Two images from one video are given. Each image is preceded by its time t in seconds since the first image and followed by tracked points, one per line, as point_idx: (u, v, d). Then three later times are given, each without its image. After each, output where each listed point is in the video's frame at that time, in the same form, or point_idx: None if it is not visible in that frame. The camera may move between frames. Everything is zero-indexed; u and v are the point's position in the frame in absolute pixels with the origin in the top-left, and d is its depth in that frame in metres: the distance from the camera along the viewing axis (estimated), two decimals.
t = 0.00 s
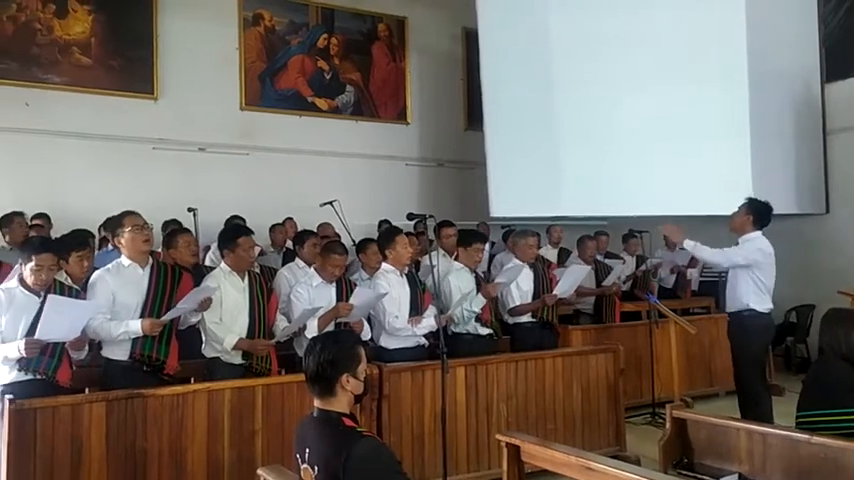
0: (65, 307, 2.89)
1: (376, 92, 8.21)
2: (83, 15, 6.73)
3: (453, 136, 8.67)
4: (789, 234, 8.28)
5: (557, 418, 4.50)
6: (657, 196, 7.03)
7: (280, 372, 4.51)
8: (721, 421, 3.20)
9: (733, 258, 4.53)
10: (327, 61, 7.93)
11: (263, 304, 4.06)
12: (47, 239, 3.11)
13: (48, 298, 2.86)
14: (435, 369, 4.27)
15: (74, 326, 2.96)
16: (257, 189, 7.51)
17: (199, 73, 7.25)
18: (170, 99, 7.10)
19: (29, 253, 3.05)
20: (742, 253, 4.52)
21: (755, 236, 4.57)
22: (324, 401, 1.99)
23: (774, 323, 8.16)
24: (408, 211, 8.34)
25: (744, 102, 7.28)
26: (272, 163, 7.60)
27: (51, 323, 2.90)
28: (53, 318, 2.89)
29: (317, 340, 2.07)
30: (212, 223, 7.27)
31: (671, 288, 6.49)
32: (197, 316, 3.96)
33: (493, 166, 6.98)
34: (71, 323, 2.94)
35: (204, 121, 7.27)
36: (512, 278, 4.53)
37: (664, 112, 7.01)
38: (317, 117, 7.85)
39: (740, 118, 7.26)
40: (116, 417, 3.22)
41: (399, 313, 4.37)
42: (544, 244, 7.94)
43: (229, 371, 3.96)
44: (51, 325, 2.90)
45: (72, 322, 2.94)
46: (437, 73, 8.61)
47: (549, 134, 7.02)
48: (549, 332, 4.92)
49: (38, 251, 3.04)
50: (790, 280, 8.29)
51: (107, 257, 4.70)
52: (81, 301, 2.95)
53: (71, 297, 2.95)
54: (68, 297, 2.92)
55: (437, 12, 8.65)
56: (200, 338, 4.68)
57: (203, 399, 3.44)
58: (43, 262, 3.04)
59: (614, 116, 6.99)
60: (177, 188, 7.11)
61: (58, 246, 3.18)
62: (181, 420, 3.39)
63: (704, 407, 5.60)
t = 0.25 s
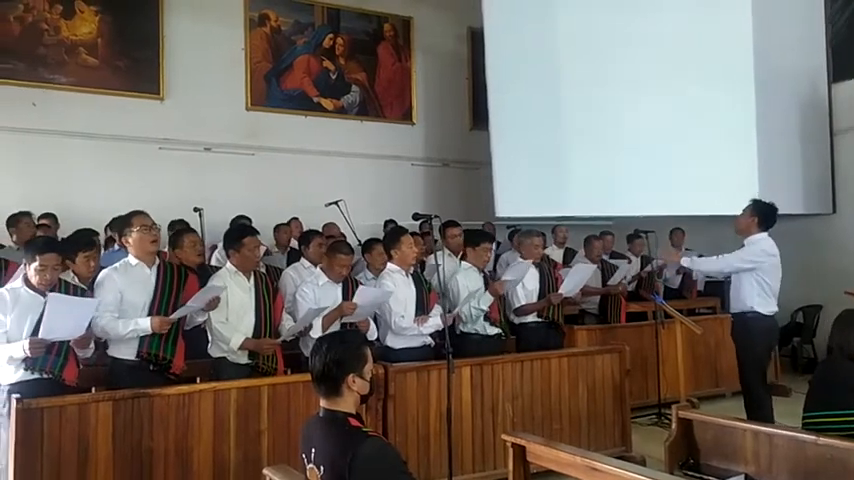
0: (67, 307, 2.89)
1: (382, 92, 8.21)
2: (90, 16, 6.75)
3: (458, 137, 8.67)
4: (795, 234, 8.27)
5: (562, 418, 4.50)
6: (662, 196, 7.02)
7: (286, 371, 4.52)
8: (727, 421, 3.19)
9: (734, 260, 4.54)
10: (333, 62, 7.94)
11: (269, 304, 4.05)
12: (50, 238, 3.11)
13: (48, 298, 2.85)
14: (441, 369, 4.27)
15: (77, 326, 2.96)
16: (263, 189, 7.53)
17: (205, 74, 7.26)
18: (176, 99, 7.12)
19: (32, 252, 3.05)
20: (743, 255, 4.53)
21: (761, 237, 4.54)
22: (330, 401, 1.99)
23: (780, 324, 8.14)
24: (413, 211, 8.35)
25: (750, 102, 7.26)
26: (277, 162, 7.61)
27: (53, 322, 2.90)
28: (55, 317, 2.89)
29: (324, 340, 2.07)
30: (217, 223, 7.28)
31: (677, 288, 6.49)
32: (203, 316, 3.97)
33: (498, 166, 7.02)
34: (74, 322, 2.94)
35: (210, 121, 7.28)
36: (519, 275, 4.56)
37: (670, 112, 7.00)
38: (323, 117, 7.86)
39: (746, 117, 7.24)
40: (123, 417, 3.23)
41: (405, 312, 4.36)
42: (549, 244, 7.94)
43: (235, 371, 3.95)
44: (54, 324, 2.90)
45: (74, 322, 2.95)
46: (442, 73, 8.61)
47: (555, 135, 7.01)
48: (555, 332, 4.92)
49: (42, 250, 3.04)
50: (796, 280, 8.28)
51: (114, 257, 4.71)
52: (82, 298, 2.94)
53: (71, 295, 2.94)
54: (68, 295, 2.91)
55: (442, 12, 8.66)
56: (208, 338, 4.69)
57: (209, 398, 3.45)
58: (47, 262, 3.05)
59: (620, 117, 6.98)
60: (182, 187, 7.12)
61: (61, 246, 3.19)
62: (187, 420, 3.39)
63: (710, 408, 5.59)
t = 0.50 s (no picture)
0: (71, 305, 2.90)
1: (386, 92, 8.22)
2: (95, 16, 6.76)
3: (462, 137, 8.67)
4: (799, 235, 8.25)
5: (566, 419, 4.50)
6: (666, 196, 7.01)
7: (290, 371, 4.52)
8: (731, 422, 3.19)
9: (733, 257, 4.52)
10: (337, 62, 7.95)
11: (272, 304, 4.04)
12: (53, 238, 3.12)
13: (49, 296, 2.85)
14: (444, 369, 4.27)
15: (81, 325, 2.97)
16: (267, 189, 7.54)
17: (210, 74, 7.27)
18: (180, 99, 7.13)
19: (36, 252, 3.06)
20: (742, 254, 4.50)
21: (760, 236, 4.51)
22: (334, 401, 1.98)
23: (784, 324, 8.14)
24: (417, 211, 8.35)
25: (755, 102, 7.24)
26: (282, 162, 7.61)
27: (56, 321, 2.90)
28: (58, 316, 2.89)
29: (328, 340, 2.07)
30: (222, 223, 7.29)
31: (681, 288, 6.49)
32: (207, 316, 3.97)
33: (502, 166, 6.99)
34: (77, 319, 2.95)
35: (214, 121, 7.29)
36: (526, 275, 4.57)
37: (674, 112, 6.99)
38: (327, 117, 7.86)
39: (751, 117, 7.23)
40: (127, 417, 3.24)
41: (408, 312, 4.37)
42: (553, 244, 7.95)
43: (239, 371, 3.95)
44: (56, 322, 2.91)
45: (78, 321, 2.95)
46: (446, 73, 8.61)
47: (559, 135, 7.01)
48: (559, 333, 4.92)
49: (46, 250, 3.05)
50: (800, 281, 8.26)
51: (118, 256, 4.72)
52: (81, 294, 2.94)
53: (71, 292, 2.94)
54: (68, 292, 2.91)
55: (446, 12, 8.66)
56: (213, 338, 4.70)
57: (213, 398, 3.45)
58: (51, 262, 3.06)
59: (624, 117, 6.98)
60: (187, 187, 7.14)
61: (64, 245, 3.20)
62: (191, 420, 3.40)
63: (713, 409, 5.59)
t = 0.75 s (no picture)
0: (78, 305, 2.91)
1: (390, 92, 8.22)
2: (100, 16, 6.78)
3: (466, 137, 8.67)
4: (804, 235, 8.23)
5: (570, 419, 4.49)
6: (671, 196, 6.99)
7: (294, 371, 4.52)
8: (736, 423, 3.17)
9: (739, 263, 4.49)
10: (341, 62, 7.95)
11: (276, 305, 4.02)
12: (58, 238, 3.13)
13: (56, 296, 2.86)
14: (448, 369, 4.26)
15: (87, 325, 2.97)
16: (271, 189, 7.54)
17: (214, 74, 7.28)
18: (185, 99, 7.14)
19: (42, 252, 3.07)
20: (749, 258, 4.47)
21: (763, 238, 4.48)
22: (338, 401, 1.95)
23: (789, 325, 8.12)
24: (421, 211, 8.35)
25: (760, 102, 7.22)
26: (286, 162, 7.62)
27: (62, 320, 2.90)
28: (64, 315, 2.90)
29: (332, 340, 2.02)
30: (226, 222, 7.30)
31: (686, 289, 6.49)
32: (211, 316, 3.96)
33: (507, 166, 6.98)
34: (82, 319, 2.95)
35: (219, 121, 7.30)
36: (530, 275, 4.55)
37: (679, 112, 6.97)
38: (331, 117, 7.87)
39: (756, 117, 7.21)
40: (132, 417, 3.24)
41: (413, 313, 4.37)
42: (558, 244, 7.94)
43: (244, 371, 3.95)
44: (63, 322, 2.91)
45: (85, 320, 2.96)
46: (451, 72, 8.60)
47: (563, 135, 7.00)
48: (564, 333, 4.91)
49: (51, 250, 3.06)
50: (806, 281, 8.24)
51: (123, 257, 4.73)
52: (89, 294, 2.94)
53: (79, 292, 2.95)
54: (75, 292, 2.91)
55: (450, 12, 8.65)
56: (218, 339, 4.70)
57: (217, 398, 3.45)
58: (57, 261, 3.07)
59: (629, 117, 6.97)
60: (191, 187, 7.14)
61: (69, 245, 3.21)
62: (195, 420, 3.40)
63: (718, 409, 5.58)
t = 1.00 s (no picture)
0: (90, 304, 2.91)
1: (399, 92, 8.22)
2: (110, 17, 6.80)
3: (475, 136, 8.66)
4: (816, 235, 8.18)
5: (580, 420, 4.48)
6: (681, 195, 6.96)
7: (303, 371, 4.52)
8: (747, 424, 3.15)
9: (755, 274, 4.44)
10: (350, 62, 7.96)
11: (286, 305, 4.02)
12: (69, 238, 3.15)
13: (68, 296, 2.86)
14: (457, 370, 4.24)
15: (99, 324, 2.99)
16: (280, 189, 7.55)
17: (223, 74, 7.30)
18: (194, 100, 7.15)
19: (54, 252, 3.08)
20: (763, 265, 4.42)
21: (777, 239, 4.45)
22: (348, 401, 1.91)
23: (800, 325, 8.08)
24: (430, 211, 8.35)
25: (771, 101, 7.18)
26: (294, 162, 7.63)
27: (74, 320, 2.91)
28: (76, 314, 2.90)
29: (342, 340, 1.97)
30: (235, 222, 7.31)
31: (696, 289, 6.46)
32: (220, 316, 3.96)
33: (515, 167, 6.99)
34: (93, 318, 2.96)
35: (228, 122, 7.31)
36: (535, 277, 4.49)
37: (689, 112, 6.95)
38: (340, 117, 7.87)
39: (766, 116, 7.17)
40: (142, 416, 3.25)
41: (422, 313, 4.36)
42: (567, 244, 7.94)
43: (253, 371, 3.94)
44: (74, 321, 2.92)
45: (96, 320, 2.97)
46: (459, 72, 8.61)
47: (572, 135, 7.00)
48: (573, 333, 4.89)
49: (63, 250, 3.08)
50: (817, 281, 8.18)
51: (133, 257, 4.74)
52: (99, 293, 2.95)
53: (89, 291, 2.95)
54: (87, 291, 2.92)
55: (459, 12, 8.65)
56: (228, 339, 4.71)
57: (226, 398, 3.46)
58: (69, 261, 3.08)
59: (638, 116, 6.97)
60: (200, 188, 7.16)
61: (80, 245, 3.22)
62: (205, 420, 3.40)
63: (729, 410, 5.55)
